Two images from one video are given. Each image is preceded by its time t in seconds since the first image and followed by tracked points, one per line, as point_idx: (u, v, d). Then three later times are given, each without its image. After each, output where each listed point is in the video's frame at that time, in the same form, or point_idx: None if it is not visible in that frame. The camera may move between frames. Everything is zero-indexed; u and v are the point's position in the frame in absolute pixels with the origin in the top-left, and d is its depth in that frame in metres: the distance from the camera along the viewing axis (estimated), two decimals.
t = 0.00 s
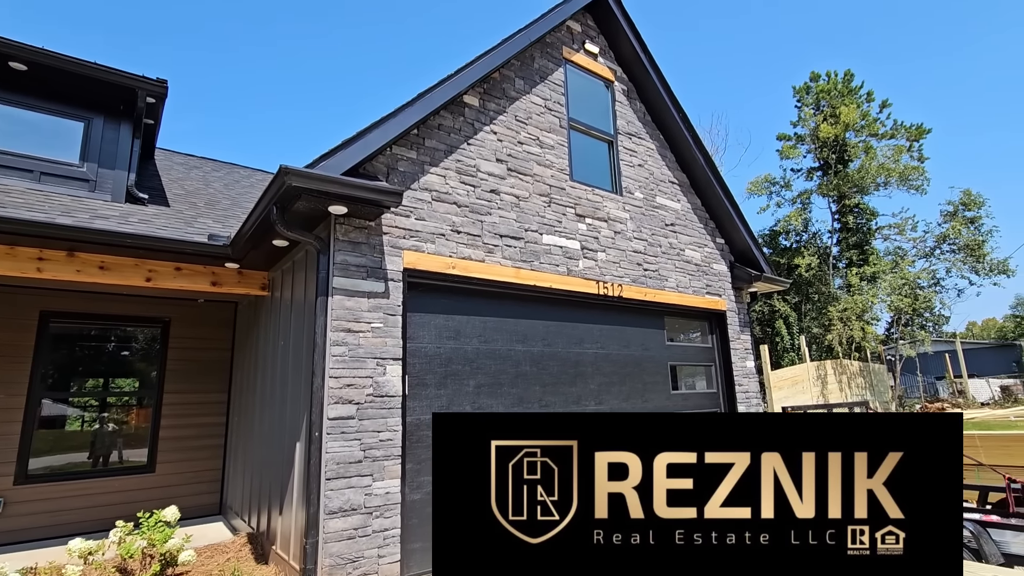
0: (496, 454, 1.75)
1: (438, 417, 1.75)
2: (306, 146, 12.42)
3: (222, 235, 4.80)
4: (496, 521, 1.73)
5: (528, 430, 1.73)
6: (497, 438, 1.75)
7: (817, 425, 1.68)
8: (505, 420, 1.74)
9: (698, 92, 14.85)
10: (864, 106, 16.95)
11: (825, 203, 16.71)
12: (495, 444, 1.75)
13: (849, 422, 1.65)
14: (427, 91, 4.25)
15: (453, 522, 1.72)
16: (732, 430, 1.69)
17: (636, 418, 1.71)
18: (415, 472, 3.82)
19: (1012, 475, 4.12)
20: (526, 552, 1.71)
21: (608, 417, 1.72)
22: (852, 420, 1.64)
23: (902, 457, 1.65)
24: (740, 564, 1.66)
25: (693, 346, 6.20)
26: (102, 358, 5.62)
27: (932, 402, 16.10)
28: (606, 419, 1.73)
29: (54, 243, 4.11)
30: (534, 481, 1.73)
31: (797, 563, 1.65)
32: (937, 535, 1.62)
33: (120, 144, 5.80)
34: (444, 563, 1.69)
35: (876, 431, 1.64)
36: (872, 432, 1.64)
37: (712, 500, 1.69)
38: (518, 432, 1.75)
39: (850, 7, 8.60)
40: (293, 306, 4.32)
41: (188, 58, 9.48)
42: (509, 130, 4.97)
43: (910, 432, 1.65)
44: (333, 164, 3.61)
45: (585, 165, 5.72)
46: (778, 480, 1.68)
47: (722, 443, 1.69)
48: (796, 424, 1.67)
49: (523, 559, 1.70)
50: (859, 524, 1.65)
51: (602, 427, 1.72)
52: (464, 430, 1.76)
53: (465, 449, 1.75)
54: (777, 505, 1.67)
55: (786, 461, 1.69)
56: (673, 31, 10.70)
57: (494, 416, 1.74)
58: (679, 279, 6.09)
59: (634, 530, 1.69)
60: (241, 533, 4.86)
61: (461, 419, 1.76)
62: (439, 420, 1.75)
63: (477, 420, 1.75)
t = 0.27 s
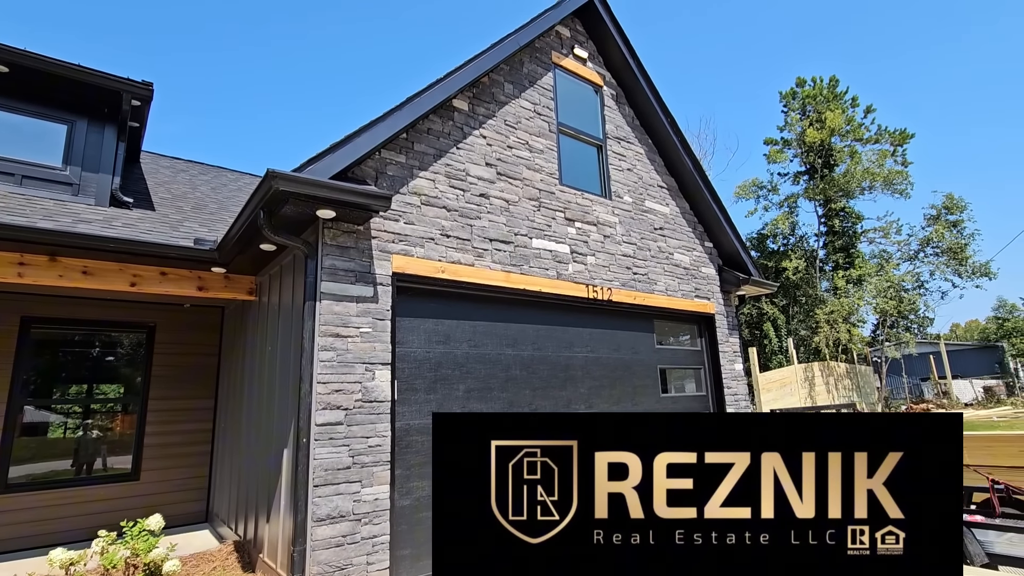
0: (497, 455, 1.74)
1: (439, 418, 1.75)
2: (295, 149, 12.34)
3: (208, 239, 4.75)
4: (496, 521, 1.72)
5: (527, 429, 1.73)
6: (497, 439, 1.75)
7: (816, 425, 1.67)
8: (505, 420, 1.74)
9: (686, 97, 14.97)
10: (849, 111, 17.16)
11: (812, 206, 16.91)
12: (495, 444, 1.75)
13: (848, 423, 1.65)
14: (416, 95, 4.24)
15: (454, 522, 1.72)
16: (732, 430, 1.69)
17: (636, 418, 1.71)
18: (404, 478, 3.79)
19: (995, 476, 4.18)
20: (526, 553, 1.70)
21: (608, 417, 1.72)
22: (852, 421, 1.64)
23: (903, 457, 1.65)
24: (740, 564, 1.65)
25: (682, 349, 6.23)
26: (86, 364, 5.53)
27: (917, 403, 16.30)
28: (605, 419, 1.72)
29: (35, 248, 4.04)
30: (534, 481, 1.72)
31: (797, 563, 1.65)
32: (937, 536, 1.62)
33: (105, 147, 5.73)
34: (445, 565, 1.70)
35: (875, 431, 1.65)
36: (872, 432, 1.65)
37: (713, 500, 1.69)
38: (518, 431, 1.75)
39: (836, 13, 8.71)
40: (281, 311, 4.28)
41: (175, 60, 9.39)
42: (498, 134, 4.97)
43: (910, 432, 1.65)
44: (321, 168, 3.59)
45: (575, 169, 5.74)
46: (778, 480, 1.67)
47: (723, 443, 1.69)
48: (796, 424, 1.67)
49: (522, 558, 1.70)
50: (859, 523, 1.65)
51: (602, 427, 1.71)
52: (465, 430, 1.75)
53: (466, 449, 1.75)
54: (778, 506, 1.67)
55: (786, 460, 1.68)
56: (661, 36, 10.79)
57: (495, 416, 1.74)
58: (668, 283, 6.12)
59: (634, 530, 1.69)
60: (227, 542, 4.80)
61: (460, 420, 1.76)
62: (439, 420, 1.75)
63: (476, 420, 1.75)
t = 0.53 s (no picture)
0: (497, 456, 1.77)
1: (439, 419, 1.79)
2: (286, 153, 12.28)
3: (197, 244, 4.70)
4: (496, 521, 1.75)
5: (527, 429, 1.75)
6: (497, 439, 1.78)
7: (816, 425, 1.67)
8: (505, 420, 1.77)
9: (676, 102, 15.08)
10: (838, 115, 17.33)
11: (802, 210, 17.06)
12: (495, 444, 1.78)
13: (847, 423, 1.65)
14: (408, 100, 4.24)
15: (454, 522, 1.74)
16: (732, 430, 1.69)
17: (636, 418, 1.72)
18: (396, 485, 3.77)
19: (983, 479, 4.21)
20: (525, 552, 1.72)
21: (606, 418, 1.73)
22: (851, 421, 1.64)
23: (902, 457, 1.65)
24: (740, 564, 1.66)
25: (675, 353, 6.24)
26: (74, 370, 5.47)
27: (906, 405, 16.43)
28: (604, 419, 1.74)
29: (20, 254, 3.98)
30: (534, 481, 1.75)
31: (797, 563, 1.65)
32: (937, 537, 1.61)
33: (92, 151, 5.67)
34: (445, 564, 1.72)
35: (875, 431, 1.64)
36: (872, 432, 1.64)
37: (713, 500, 1.69)
38: (518, 432, 1.77)
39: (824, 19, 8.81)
40: (271, 316, 4.25)
41: (165, 63, 9.34)
42: (490, 139, 4.97)
43: (910, 432, 1.64)
44: (311, 173, 3.57)
45: (566, 174, 5.75)
46: (778, 480, 1.67)
47: (723, 443, 1.69)
48: (795, 424, 1.67)
49: (523, 558, 1.72)
50: (859, 523, 1.65)
51: (601, 428, 1.73)
52: (466, 431, 1.79)
53: (466, 450, 1.78)
54: (778, 506, 1.67)
55: (786, 460, 1.69)
56: (652, 41, 10.85)
57: (495, 417, 1.77)
58: (660, 287, 6.14)
59: (634, 530, 1.70)
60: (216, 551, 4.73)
61: (460, 421, 1.79)
62: (439, 421, 1.78)
63: (477, 420, 1.78)
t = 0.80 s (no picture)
0: (497, 456, 1.77)
1: (439, 418, 1.79)
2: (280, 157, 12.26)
3: (191, 249, 4.68)
4: (496, 521, 1.75)
5: (527, 429, 1.75)
6: (497, 439, 1.78)
7: (815, 425, 1.67)
8: (505, 420, 1.77)
9: (670, 106, 15.14)
10: (830, 119, 17.45)
11: (795, 212, 17.05)
12: (495, 444, 1.77)
13: (846, 423, 1.64)
14: (402, 104, 4.24)
15: (454, 522, 1.74)
16: (732, 430, 1.69)
17: (635, 418, 1.72)
18: (391, 491, 3.75)
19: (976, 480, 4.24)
20: (525, 552, 1.72)
21: (606, 418, 1.73)
22: (851, 421, 1.64)
23: (903, 457, 1.64)
24: (741, 564, 1.66)
25: (670, 356, 6.26)
26: (66, 376, 5.43)
27: (901, 406, 16.52)
28: (604, 419, 1.74)
29: (11, 260, 3.95)
30: (534, 481, 1.75)
31: (796, 563, 1.65)
32: (937, 537, 1.61)
33: (84, 157, 5.64)
34: (444, 564, 1.72)
35: (876, 431, 1.64)
36: (872, 432, 1.64)
37: (713, 500, 1.69)
38: (519, 431, 1.77)
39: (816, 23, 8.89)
40: (265, 322, 4.23)
41: (158, 67, 9.31)
42: (485, 143, 4.98)
43: (910, 432, 1.64)
44: (305, 178, 3.56)
45: (561, 178, 5.75)
46: (778, 480, 1.67)
47: (723, 443, 1.69)
48: (795, 424, 1.66)
49: (523, 558, 1.71)
50: (859, 523, 1.65)
51: (601, 427, 1.73)
52: (466, 431, 1.79)
53: (466, 450, 1.78)
54: (777, 506, 1.67)
55: (786, 460, 1.69)
56: (646, 46, 10.91)
57: (495, 417, 1.77)
58: (655, 290, 6.15)
59: (635, 530, 1.69)
60: (211, 558, 4.70)
61: (459, 421, 1.79)
62: (439, 421, 1.79)
63: (477, 420, 1.78)
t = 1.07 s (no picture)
0: (497, 456, 1.77)
1: (438, 419, 1.79)
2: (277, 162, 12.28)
3: (189, 254, 4.68)
4: (496, 521, 1.75)
5: (527, 430, 1.75)
6: (497, 439, 1.78)
7: (815, 425, 1.67)
8: (505, 420, 1.77)
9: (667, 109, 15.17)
10: (827, 121, 17.49)
11: (793, 215, 17.18)
12: (495, 444, 1.77)
13: (846, 423, 1.65)
14: (400, 109, 4.25)
15: (454, 523, 1.74)
16: (732, 430, 1.69)
17: (635, 419, 1.72)
18: (390, 495, 3.74)
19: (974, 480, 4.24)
20: (525, 552, 1.72)
21: (605, 418, 1.73)
22: (850, 421, 1.64)
23: (903, 457, 1.64)
24: (740, 564, 1.66)
25: (669, 358, 6.26)
26: (64, 382, 5.41)
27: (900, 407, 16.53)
28: (604, 419, 1.74)
29: (9, 267, 3.94)
30: (534, 481, 1.75)
31: (796, 563, 1.65)
32: (937, 537, 1.61)
33: (82, 163, 5.63)
34: (445, 564, 1.71)
35: (876, 431, 1.64)
36: (872, 432, 1.64)
37: (713, 500, 1.69)
38: (518, 432, 1.77)
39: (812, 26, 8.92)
40: (264, 326, 4.22)
41: (156, 72, 9.33)
42: (483, 147, 4.99)
43: (910, 432, 1.64)
44: (304, 183, 3.57)
45: (558, 181, 5.77)
46: (778, 480, 1.68)
47: (723, 443, 1.69)
48: (794, 424, 1.67)
49: (523, 559, 1.71)
50: (859, 523, 1.65)
51: (602, 428, 1.73)
52: (465, 432, 1.79)
53: (466, 450, 1.78)
54: (778, 506, 1.67)
55: (785, 461, 1.69)
56: (643, 49, 10.95)
57: (495, 417, 1.77)
58: (654, 292, 6.16)
59: (635, 530, 1.70)
60: (209, 564, 4.68)
61: (459, 422, 1.79)
62: (439, 422, 1.79)
63: (477, 420, 1.78)
